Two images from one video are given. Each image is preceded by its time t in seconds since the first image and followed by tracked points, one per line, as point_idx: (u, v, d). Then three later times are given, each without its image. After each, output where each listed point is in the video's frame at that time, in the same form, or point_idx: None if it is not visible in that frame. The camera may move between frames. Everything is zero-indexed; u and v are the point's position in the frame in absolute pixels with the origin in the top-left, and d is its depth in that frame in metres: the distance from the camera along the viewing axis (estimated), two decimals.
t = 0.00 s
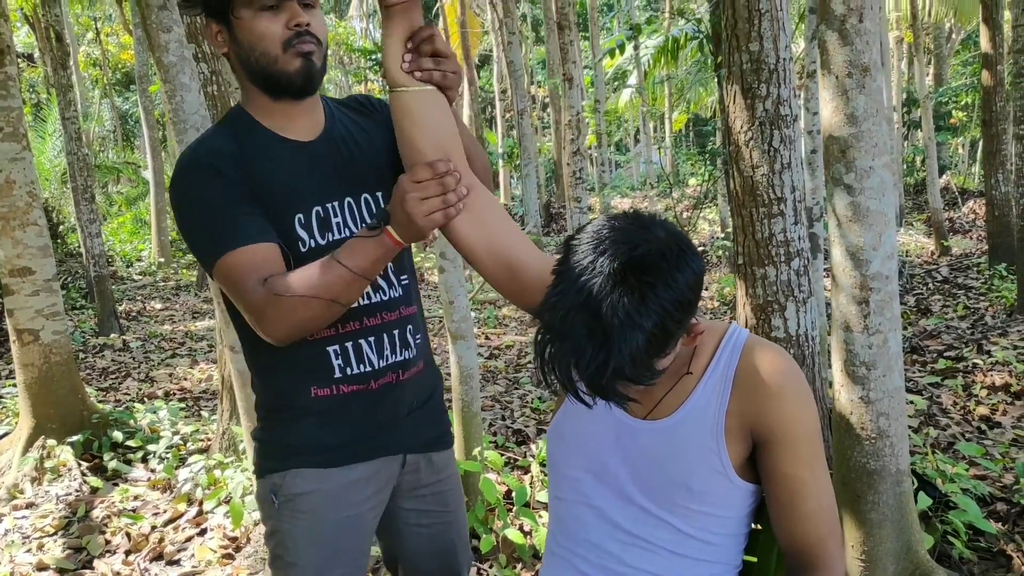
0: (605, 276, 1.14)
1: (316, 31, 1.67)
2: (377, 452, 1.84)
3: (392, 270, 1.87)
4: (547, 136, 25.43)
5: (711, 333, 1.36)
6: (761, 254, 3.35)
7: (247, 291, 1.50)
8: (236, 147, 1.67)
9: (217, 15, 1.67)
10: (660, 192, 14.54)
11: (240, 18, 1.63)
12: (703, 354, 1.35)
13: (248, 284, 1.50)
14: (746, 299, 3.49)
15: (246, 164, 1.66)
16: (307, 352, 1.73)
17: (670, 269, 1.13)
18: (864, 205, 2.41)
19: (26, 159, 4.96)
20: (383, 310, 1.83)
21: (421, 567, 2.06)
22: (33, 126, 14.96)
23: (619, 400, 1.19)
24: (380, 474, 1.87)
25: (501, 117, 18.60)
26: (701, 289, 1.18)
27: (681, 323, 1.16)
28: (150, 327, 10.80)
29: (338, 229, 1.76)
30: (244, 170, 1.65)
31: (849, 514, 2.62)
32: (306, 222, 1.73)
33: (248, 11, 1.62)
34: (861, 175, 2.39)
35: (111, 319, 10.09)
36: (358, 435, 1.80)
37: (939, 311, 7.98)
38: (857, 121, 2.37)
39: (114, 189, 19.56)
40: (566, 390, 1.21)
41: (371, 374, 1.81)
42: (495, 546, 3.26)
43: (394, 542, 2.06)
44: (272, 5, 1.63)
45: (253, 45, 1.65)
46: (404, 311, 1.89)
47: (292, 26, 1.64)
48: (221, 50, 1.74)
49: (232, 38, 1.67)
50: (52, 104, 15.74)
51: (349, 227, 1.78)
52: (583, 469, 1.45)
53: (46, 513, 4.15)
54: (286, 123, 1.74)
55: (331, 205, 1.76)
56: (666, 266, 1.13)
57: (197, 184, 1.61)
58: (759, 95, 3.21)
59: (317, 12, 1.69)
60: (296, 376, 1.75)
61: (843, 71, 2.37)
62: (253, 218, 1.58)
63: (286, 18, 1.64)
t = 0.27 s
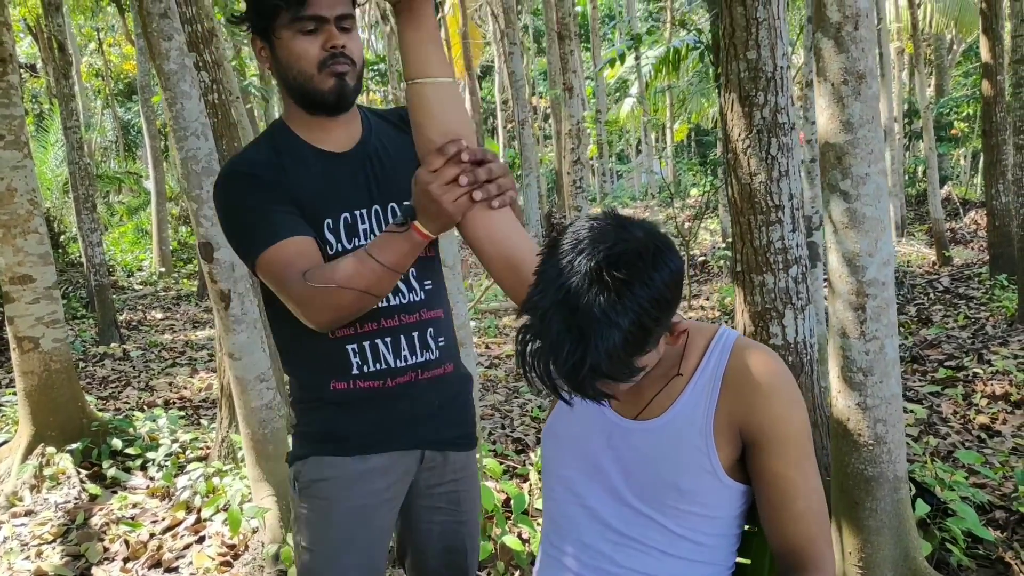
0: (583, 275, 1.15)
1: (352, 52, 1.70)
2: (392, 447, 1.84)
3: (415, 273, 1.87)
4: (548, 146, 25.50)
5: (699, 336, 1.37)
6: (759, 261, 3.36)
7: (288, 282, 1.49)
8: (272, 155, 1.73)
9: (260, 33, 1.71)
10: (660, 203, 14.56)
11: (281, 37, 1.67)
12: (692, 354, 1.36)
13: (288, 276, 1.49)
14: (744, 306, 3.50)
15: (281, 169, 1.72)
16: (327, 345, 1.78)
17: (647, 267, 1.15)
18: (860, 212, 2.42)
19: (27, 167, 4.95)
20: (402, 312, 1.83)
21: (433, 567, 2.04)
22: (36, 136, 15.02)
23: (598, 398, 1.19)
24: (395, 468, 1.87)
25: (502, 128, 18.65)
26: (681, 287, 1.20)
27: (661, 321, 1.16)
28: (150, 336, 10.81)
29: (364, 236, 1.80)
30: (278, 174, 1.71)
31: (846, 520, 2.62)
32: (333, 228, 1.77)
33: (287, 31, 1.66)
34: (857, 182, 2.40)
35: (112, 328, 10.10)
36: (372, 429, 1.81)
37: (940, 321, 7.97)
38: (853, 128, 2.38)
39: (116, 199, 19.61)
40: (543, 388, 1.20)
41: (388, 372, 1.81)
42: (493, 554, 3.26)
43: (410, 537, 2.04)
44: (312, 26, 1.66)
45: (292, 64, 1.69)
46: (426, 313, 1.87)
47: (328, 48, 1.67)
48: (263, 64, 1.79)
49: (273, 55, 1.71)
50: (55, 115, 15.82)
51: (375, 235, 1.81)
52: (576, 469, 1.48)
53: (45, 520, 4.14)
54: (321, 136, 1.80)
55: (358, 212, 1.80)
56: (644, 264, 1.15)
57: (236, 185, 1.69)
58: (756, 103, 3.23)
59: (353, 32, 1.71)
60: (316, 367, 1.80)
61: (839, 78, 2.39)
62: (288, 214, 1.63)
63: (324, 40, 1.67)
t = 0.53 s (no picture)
0: (565, 255, 1.18)
1: (376, 64, 1.73)
2: (400, 435, 1.92)
3: (426, 274, 1.93)
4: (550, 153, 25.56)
5: (692, 330, 1.39)
6: (755, 264, 3.40)
7: (318, 262, 1.54)
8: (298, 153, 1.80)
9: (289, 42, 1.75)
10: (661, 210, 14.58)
11: (309, 49, 1.71)
12: (684, 348, 1.38)
13: (318, 257, 1.54)
14: (740, 308, 3.54)
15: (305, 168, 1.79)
16: (341, 337, 1.87)
17: (629, 250, 1.18)
18: (853, 213, 2.45)
19: (30, 171, 4.97)
20: (413, 308, 1.91)
21: (436, 551, 2.11)
22: (40, 142, 15.09)
23: (577, 376, 1.21)
24: (402, 455, 1.95)
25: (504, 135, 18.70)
26: (663, 272, 1.22)
27: (640, 305, 1.18)
28: (152, 341, 10.83)
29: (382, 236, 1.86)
30: (303, 172, 1.78)
31: (841, 519, 2.68)
32: (353, 226, 1.84)
33: (315, 43, 1.69)
34: (851, 183, 2.44)
35: (114, 333, 10.12)
36: (381, 418, 1.90)
37: (940, 327, 7.96)
38: (846, 130, 2.41)
39: (119, 205, 19.66)
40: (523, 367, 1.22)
41: (398, 364, 1.90)
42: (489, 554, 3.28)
43: (415, 521, 2.12)
44: (338, 39, 1.69)
45: (320, 75, 1.73)
46: (435, 312, 1.94)
47: (353, 60, 1.70)
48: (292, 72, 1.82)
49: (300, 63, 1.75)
50: (59, 121, 15.89)
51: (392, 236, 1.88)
52: (569, 462, 1.50)
53: (45, 522, 4.15)
54: (346, 140, 1.85)
55: (378, 212, 1.86)
56: (627, 247, 1.18)
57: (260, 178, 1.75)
58: (752, 107, 3.27)
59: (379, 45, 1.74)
60: (330, 358, 1.89)
61: (833, 81, 2.42)
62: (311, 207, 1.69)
63: (350, 52, 1.70)
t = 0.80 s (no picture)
0: (531, 243, 1.26)
1: (387, 59, 1.86)
2: (392, 428, 1.95)
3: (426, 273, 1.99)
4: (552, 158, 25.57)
5: (682, 323, 1.41)
6: (751, 264, 3.49)
7: (321, 261, 1.71)
8: (309, 145, 1.88)
9: (303, 39, 1.87)
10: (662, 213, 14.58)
11: (322, 45, 1.84)
12: (674, 341, 1.40)
13: (322, 257, 1.71)
14: (736, 307, 3.62)
15: (314, 158, 1.86)
16: (337, 330, 1.91)
17: (595, 239, 1.24)
18: (846, 212, 2.50)
19: (31, 172, 4.99)
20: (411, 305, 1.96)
21: (426, 545, 2.12)
22: (42, 145, 15.12)
23: (547, 358, 1.27)
24: (393, 448, 1.98)
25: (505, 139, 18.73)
26: (632, 261, 1.28)
27: (610, 290, 1.24)
28: (153, 344, 10.85)
29: (387, 228, 1.93)
30: (312, 163, 1.85)
31: (835, 518, 2.76)
32: (359, 217, 1.90)
33: (328, 39, 1.82)
34: (844, 182, 2.48)
35: (115, 335, 10.13)
36: (373, 411, 1.93)
37: (939, 330, 7.96)
38: (839, 130, 2.44)
39: (121, 208, 19.69)
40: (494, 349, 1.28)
41: (392, 359, 1.94)
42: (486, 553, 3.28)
43: (405, 516, 2.14)
44: (351, 35, 1.82)
45: (334, 69, 1.85)
46: (432, 309, 1.99)
47: (365, 55, 1.83)
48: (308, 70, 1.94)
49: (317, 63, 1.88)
50: (61, 125, 15.93)
51: (396, 229, 1.94)
52: (562, 454, 1.52)
53: (44, 521, 4.16)
54: (355, 134, 1.93)
55: (383, 208, 1.92)
56: (594, 236, 1.24)
57: (272, 166, 1.83)
58: (748, 108, 3.34)
59: (390, 42, 1.86)
60: (326, 351, 1.93)
61: (825, 81, 2.45)
62: (320, 201, 1.79)
63: (361, 47, 1.83)
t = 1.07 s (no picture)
0: (535, 224, 1.26)
1: (350, 49, 1.84)
2: (381, 424, 1.95)
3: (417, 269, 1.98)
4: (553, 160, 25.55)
5: (681, 316, 1.41)
6: (751, 262, 3.52)
7: (311, 246, 1.68)
8: (304, 133, 1.89)
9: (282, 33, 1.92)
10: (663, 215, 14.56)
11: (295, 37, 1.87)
12: (672, 333, 1.40)
13: (312, 243, 1.68)
14: (736, 305, 3.66)
15: (308, 147, 1.87)
16: (326, 325, 1.90)
17: (598, 223, 1.24)
18: (845, 208, 2.55)
19: (32, 171, 4.99)
20: (401, 301, 1.95)
21: (417, 540, 2.13)
22: (43, 146, 15.13)
23: (547, 342, 1.27)
24: (382, 444, 1.98)
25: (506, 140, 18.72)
26: (635, 246, 1.28)
27: (611, 277, 1.24)
28: (154, 344, 10.84)
29: (376, 222, 1.93)
30: (306, 151, 1.85)
31: (834, 515, 2.80)
32: (348, 209, 1.90)
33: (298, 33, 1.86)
34: (843, 179, 2.53)
35: (115, 335, 10.12)
36: (362, 407, 1.93)
37: (940, 331, 7.94)
38: (838, 126, 2.50)
39: (122, 210, 19.69)
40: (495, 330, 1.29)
41: (382, 355, 1.93)
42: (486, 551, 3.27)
43: (396, 512, 2.14)
44: (317, 27, 1.84)
45: (304, 62, 1.88)
46: (423, 305, 1.99)
47: (326, 46, 1.83)
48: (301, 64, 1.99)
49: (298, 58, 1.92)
50: (63, 126, 15.94)
51: (386, 223, 1.94)
52: (558, 446, 1.51)
53: (44, 519, 4.16)
54: (342, 125, 1.94)
55: (374, 200, 1.93)
56: (596, 221, 1.25)
57: (265, 154, 1.82)
58: (748, 105, 3.37)
59: (357, 32, 1.85)
60: (315, 346, 1.93)
61: (824, 78, 2.52)
62: (309, 189, 1.77)
63: (325, 39, 1.84)
